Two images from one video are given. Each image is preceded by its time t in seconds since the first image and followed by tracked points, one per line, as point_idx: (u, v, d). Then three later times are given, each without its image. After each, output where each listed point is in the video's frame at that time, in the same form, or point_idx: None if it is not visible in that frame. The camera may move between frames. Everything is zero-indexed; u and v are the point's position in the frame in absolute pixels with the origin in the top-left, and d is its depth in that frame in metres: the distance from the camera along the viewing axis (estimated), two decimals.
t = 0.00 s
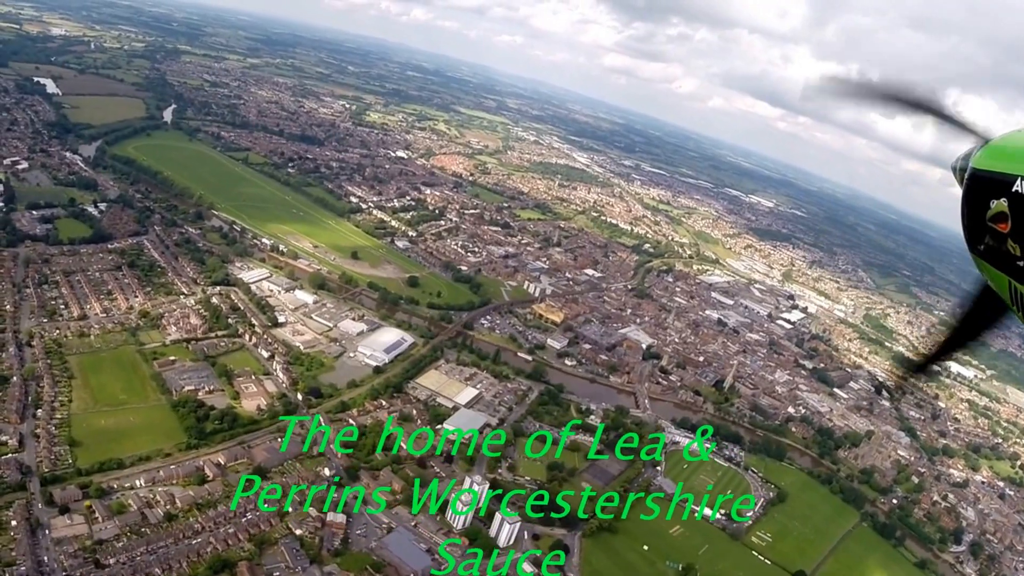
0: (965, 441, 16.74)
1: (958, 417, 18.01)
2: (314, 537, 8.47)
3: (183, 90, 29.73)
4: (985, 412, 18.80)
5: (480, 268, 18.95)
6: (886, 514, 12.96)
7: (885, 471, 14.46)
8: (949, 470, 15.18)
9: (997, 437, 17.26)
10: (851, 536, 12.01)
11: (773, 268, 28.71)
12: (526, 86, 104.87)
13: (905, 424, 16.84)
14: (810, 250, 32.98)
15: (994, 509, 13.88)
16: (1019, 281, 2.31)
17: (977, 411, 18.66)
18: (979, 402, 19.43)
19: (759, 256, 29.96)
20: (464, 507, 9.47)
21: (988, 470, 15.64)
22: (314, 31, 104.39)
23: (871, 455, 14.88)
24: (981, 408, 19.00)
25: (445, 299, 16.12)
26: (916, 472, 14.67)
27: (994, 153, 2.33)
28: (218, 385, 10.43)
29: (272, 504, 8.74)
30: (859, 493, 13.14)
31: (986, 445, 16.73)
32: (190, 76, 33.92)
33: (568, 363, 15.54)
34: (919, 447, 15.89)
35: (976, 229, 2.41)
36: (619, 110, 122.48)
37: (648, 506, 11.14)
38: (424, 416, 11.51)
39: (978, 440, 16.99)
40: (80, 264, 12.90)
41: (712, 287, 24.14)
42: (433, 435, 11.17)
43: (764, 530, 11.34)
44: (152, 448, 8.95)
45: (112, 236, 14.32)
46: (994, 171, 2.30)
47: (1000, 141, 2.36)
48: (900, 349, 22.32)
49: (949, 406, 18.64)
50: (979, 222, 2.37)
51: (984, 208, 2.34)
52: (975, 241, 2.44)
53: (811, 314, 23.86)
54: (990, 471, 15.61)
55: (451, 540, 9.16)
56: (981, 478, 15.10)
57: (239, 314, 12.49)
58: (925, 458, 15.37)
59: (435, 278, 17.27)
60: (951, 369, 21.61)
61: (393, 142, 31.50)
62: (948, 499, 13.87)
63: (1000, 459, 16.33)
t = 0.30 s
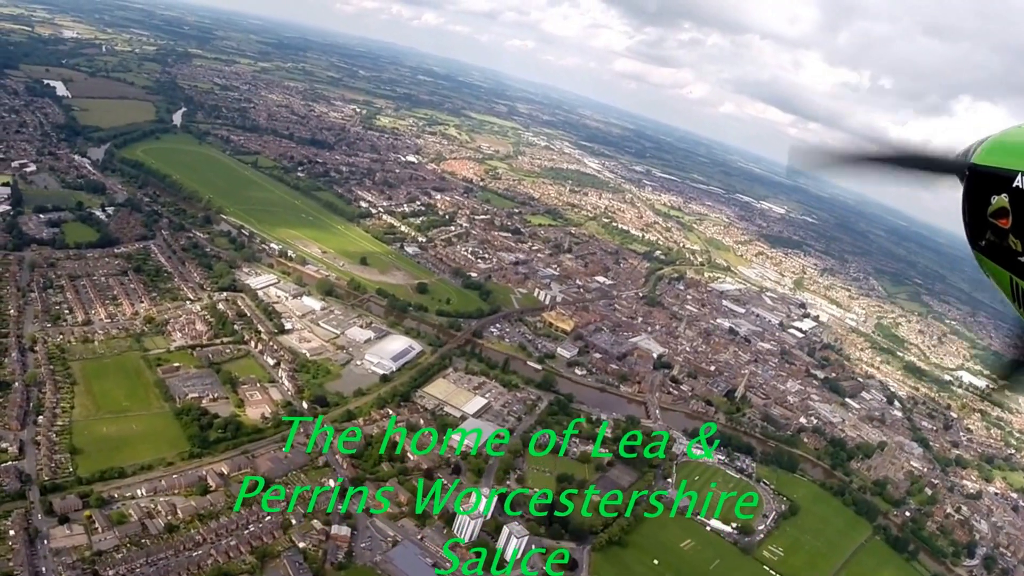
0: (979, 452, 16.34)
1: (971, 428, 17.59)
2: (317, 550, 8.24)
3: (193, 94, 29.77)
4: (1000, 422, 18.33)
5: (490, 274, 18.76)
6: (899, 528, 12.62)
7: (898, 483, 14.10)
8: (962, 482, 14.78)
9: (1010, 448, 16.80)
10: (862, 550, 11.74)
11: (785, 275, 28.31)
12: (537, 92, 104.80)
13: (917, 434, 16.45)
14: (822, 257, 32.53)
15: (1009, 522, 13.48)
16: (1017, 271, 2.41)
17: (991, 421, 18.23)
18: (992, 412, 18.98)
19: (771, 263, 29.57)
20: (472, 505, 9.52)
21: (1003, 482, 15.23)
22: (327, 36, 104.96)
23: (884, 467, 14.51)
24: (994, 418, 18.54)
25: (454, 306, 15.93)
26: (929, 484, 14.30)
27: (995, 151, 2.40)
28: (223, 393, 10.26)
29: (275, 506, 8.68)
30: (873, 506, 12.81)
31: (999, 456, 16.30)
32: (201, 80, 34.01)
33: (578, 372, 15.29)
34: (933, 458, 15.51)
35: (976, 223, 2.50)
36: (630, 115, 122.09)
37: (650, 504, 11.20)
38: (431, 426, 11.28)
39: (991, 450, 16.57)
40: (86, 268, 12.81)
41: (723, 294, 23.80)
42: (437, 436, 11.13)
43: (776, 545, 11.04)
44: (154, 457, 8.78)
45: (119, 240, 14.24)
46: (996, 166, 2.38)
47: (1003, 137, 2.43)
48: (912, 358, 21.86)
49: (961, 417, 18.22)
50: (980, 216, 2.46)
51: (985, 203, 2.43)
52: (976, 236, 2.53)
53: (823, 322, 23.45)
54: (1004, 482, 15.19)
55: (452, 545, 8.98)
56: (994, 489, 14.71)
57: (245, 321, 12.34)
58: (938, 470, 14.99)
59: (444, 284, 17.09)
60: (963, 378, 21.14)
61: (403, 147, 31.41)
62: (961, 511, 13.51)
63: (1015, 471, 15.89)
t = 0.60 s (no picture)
0: (990, 466, 15.98)
1: (981, 442, 17.23)
2: (320, 564, 8.03)
3: (204, 96, 29.83)
4: (1013, 436, 17.96)
5: (498, 281, 18.57)
6: (910, 544, 12.31)
7: (909, 497, 13.79)
8: (973, 496, 14.45)
9: (1022, 462, 16.42)
10: (874, 565, 11.46)
11: (795, 284, 27.92)
12: (549, 98, 104.74)
13: (928, 447, 16.09)
14: (832, 266, 32.10)
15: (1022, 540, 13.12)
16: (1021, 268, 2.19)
17: (1001, 435, 17.86)
18: (1003, 425, 18.61)
19: (781, 272, 29.20)
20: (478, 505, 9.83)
21: (1016, 497, 14.86)
22: (341, 41, 105.50)
23: (895, 480, 14.17)
24: (1005, 431, 18.15)
25: (462, 313, 15.75)
26: (940, 498, 13.97)
27: (1002, 142, 2.11)
28: (226, 400, 10.10)
29: (282, 509, 8.64)
30: (884, 521, 12.50)
31: (1011, 470, 15.93)
32: (212, 82, 34.09)
33: (586, 382, 15.05)
34: (944, 472, 15.17)
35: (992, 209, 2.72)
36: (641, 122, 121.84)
37: (656, 500, 11.39)
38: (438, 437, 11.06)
39: (1003, 464, 16.21)
40: (91, 271, 12.73)
41: (733, 303, 23.48)
42: (443, 433, 11.18)
43: (787, 561, 10.76)
44: (155, 465, 8.63)
45: (126, 244, 14.17)
46: (1001, 160, 2.10)
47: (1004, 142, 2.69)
48: (922, 369, 21.46)
49: (972, 430, 17.85)
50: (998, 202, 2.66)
51: (990, 197, 2.17)
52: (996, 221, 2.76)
53: (834, 332, 23.08)
54: (1017, 498, 14.83)
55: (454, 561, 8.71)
56: (1006, 504, 14.37)
57: (250, 327, 12.21)
58: (949, 484, 14.65)
59: (453, 291, 16.92)
60: (974, 390, 20.73)
61: (413, 152, 31.33)
62: (972, 526, 13.20)
63: None
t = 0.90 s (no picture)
0: (1002, 482, 15.58)
1: (993, 456, 16.83)
2: None
3: (216, 100, 29.88)
4: None
5: (507, 290, 18.38)
6: (922, 562, 11.97)
7: (920, 513, 13.45)
8: (984, 512, 14.08)
9: None
10: None
11: (805, 295, 27.53)
12: (560, 105, 104.73)
13: (939, 462, 15.71)
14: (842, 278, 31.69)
15: None
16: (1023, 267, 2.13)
17: (1013, 450, 17.44)
18: (1014, 440, 18.18)
19: (791, 283, 28.83)
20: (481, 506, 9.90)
21: None
22: (355, 47, 106.19)
23: (906, 496, 13.82)
24: (1017, 447, 17.72)
25: (470, 322, 15.56)
26: (951, 515, 13.62)
27: (1002, 142, 2.12)
28: (230, 408, 9.94)
29: (288, 508, 8.64)
30: (896, 538, 12.16)
31: None
32: (223, 86, 34.20)
33: (595, 393, 14.80)
34: (954, 487, 14.80)
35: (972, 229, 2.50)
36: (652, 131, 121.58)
37: (660, 497, 11.51)
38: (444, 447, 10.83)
39: (1016, 480, 15.80)
40: (96, 274, 12.63)
41: (743, 315, 23.15)
42: (447, 433, 11.24)
43: None
44: (155, 474, 8.46)
45: (132, 246, 14.08)
46: (1001, 158, 2.10)
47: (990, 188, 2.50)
48: (932, 383, 21.02)
49: (983, 444, 17.45)
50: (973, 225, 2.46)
51: (989, 198, 2.15)
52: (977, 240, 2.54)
53: (844, 345, 22.69)
54: None
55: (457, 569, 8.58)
56: (1019, 521, 13.98)
57: (256, 333, 12.06)
58: (960, 500, 14.29)
59: (461, 299, 16.74)
60: (984, 404, 20.30)
61: (424, 158, 31.26)
62: (983, 543, 12.84)
63: None
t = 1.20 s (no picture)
0: (1014, 503, 15.17)
1: (1002, 476, 16.44)
2: None
3: (228, 104, 29.94)
4: None
5: (517, 301, 18.18)
6: None
7: (929, 533, 13.12)
8: (994, 533, 13.71)
9: None
10: None
11: (815, 310, 27.14)
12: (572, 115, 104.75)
13: (948, 481, 15.33)
14: (851, 292, 31.28)
15: None
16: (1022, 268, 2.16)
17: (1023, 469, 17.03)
18: None
19: (800, 297, 28.44)
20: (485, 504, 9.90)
21: None
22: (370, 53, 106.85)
23: (916, 516, 13.47)
24: None
25: (478, 333, 15.36)
26: (960, 535, 13.27)
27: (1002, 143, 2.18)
28: (233, 417, 9.76)
29: (291, 507, 8.63)
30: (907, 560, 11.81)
31: None
32: (235, 89, 34.31)
33: (603, 408, 14.52)
34: (963, 507, 14.44)
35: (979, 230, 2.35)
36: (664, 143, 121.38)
37: (664, 497, 11.50)
38: (449, 460, 10.58)
39: None
40: (102, 278, 12.53)
41: (753, 329, 22.81)
42: (451, 433, 11.27)
43: None
44: (155, 483, 8.28)
45: (139, 250, 13.99)
46: (1003, 158, 2.15)
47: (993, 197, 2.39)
48: (942, 400, 20.58)
49: (992, 463, 17.06)
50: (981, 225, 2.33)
51: (991, 198, 2.20)
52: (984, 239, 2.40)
53: (853, 360, 22.29)
54: None
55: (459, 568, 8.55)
56: None
57: (261, 341, 11.90)
58: (969, 520, 13.93)
59: (471, 310, 16.55)
60: (993, 422, 19.87)
61: (435, 166, 31.18)
62: (994, 565, 12.48)
63: None
